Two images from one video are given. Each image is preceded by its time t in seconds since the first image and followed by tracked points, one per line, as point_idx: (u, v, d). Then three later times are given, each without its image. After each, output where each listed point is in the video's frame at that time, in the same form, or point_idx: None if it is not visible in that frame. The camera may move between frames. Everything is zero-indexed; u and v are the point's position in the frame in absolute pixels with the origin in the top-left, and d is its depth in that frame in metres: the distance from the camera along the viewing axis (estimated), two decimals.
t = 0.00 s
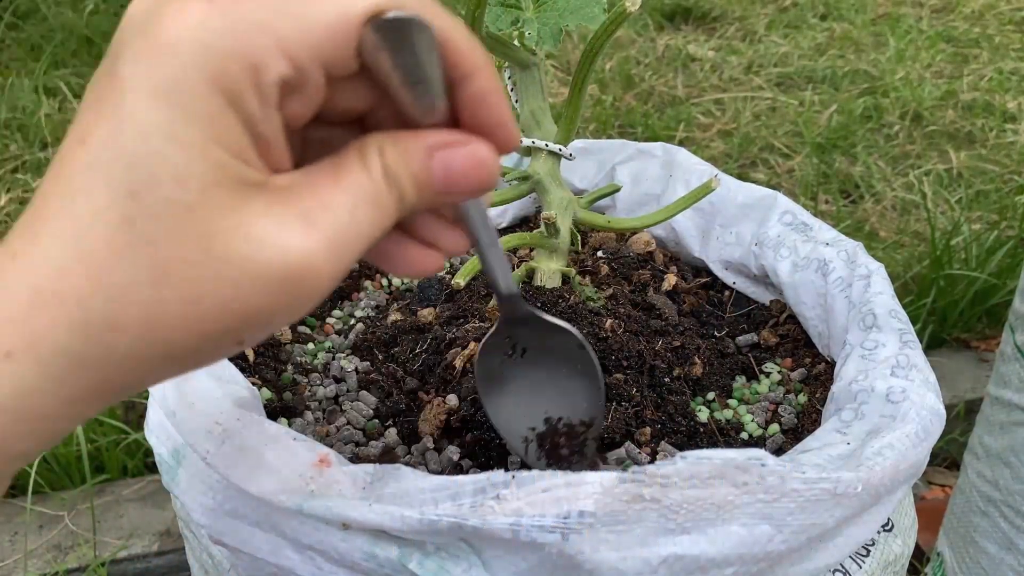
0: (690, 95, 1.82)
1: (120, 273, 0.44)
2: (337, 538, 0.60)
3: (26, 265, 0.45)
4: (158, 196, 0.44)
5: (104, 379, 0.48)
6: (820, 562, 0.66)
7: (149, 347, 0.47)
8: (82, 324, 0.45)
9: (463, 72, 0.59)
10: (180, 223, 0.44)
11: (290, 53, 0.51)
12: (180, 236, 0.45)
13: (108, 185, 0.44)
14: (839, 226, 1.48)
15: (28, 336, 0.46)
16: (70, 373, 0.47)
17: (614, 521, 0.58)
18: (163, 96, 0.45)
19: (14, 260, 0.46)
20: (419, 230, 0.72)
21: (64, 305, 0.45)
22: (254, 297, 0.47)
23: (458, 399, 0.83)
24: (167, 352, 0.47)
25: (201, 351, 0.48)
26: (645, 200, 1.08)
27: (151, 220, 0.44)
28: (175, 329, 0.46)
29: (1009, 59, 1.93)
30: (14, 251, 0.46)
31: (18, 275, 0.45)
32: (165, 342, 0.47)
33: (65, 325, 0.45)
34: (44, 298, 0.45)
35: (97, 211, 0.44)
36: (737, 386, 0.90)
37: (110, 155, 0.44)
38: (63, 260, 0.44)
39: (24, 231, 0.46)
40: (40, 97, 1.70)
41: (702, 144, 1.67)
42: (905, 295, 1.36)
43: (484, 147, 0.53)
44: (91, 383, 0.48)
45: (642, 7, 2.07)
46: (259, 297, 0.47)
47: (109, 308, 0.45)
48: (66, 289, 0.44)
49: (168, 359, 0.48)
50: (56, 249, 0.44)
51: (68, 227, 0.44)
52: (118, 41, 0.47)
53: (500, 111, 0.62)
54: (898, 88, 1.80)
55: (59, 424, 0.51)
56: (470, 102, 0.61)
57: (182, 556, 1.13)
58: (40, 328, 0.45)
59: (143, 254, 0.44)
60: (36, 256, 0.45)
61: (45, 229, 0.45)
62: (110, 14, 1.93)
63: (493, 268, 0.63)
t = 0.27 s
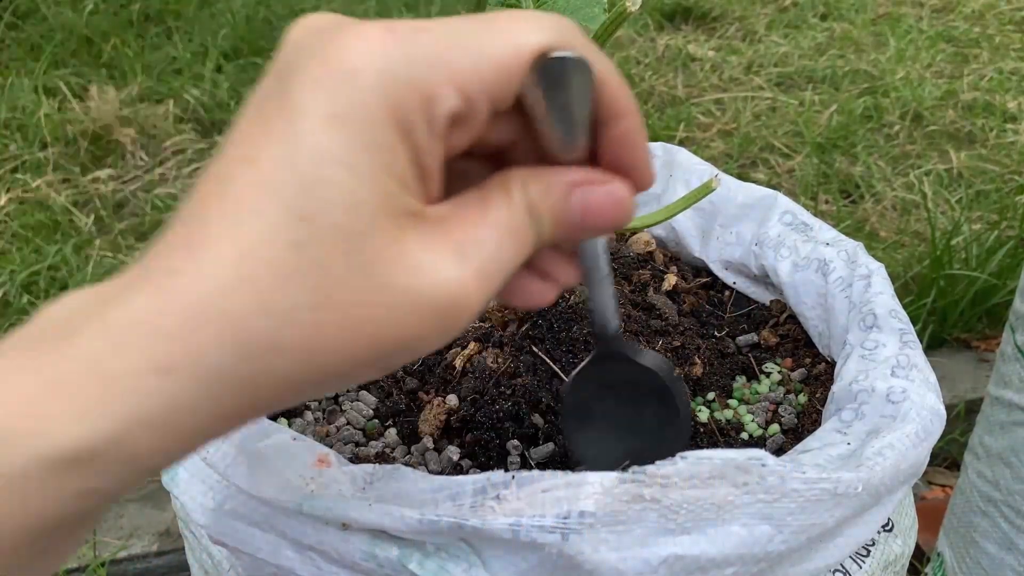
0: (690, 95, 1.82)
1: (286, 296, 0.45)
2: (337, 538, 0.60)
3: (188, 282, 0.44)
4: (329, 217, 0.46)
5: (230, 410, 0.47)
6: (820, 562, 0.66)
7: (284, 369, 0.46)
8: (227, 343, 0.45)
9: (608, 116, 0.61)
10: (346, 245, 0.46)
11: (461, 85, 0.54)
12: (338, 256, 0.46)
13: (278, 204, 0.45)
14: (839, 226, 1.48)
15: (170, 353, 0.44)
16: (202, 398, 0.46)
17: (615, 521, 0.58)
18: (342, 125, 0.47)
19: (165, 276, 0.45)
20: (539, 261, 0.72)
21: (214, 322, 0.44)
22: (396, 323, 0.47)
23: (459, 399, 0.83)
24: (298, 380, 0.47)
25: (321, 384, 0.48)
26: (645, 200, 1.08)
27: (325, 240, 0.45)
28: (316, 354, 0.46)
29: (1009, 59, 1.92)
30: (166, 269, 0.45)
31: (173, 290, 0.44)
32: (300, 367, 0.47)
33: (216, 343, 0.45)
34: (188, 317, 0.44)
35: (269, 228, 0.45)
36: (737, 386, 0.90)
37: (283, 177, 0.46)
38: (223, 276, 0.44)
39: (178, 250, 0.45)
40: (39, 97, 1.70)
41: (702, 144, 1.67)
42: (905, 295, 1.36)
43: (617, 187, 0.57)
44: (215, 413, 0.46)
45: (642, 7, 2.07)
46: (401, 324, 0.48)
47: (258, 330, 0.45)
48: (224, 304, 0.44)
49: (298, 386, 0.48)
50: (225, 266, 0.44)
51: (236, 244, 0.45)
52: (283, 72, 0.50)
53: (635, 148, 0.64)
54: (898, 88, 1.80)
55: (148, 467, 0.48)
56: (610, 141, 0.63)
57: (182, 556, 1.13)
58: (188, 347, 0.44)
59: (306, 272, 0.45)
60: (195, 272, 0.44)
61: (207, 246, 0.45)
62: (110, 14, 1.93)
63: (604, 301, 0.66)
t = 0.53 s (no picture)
0: (690, 95, 1.82)
1: (337, 312, 0.46)
2: (336, 538, 0.60)
3: (245, 303, 0.45)
4: (380, 234, 0.46)
5: (299, 421, 0.48)
6: (820, 562, 0.66)
7: (351, 379, 0.47)
8: (289, 361, 0.46)
9: (627, 102, 0.63)
10: (396, 261, 0.46)
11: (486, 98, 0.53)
12: (389, 274, 0.46)
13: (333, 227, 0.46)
14: (839, 227, 1.48)
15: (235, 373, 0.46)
16: (269, 413, 0.47)
17: (615, 521, 0.58)
18: (383, 143, 0.47)
19: (226, 299, 0.46)
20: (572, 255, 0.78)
21: (278, 344, 0.45)
22: (449, 328, 0.48)
23: (459, 399, 0.83)
24: (365, 386, 0.48)
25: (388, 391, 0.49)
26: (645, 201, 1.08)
27: (377, 257, 0.46)
28: (377, 363, 0.47)
29: (1009, 59, 1.92)
30: (223, 294, 0.46)
31: (233, 314, 0.46)
32: (363, 375, 0.48)
33: (281, 361, 0.46)
34: (255, 337, 0.45)
35: (320, 252, 0.45)
36: (737, 387, 0.89)
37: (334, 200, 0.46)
38: (280, 301, 0.45)
39: (236, 274, 0.46)
40: (39, 97, 1.70)
41: (702, 144, 1.67)
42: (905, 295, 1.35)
43: (651, 178, 0.56)
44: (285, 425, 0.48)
45: (642, 7, 2.07)
46: (454, 329, 0.48)
47: (318, 346, 0.46)
48: (284, 327, 0.45)
49: (366, 393, 0.49)
50: (282, 287, 0.45)
51: (293, 267, 0.45)
52: (314, 98, 0.50)
53: (662, 140, 0.67)
54: (898, 88, 1.79)
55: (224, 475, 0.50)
56: (634, 129, 0.65)
57: (182, 556, 1.13)
58: (255, 364, 0.46)
59: (361, 290, 0.46)
60: (254, 296, 0.45)
61: (263, 271, 0.46)
62: (110, 14, 1.93)
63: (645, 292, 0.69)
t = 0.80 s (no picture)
0: (690, 95, 1.82)
1: (156, 327, 0.44)
2: (337, 538, 0.60)
3: (149, 354, 0.43)
4: (293, 301, 0.48)
5: (183, 479, 0.47)
6: (820, 562, 0.66)
7: (238, 440, 0.48)
8: (193, 417, 0.45)
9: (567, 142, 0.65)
10: (297, 326, 0.49)
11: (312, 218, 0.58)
12: (288, 340, 0.48)
13: (246, 288, 0.46)
14: (839, 227, 1.48)
15: (132, 425, 0.43)
16: (152, 471, 0.45)
17: (615, 521, 0.58)
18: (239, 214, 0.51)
19: (119, 350, 0.43)
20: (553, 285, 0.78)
21: (186, 395, 0.44)
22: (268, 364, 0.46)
23: (459, 399, 0.83)
24: (252, 442, 0.49)
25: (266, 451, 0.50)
26: (645, 201, 1.09)
27: (284, 321, 0.47)
28: (198, 399, 0.45)
29: (1009, 59, 1.93)
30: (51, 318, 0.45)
31: (132, 363, 0.43)
32: (252, 433, 0.49)
33: (185, 416, 0.44)
34: (155, 391, 0.43)
35: (237, 309, 0.45)
36: (737, 386, 0.90)
37: (244, 268, 0.46)
38: (190, 354, 0.44)
39: (130, 325, 0.44)
40: (40, 97, 1.70)
41: (701, 144, 1.67)
42: (905, 295, 1.36)
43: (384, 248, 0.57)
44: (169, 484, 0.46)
45: (642, 8, 2.07)
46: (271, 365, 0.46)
47: (222, 404, 0.46)
48: (193, 380, 0.44)
49: (256, 449, 0.50)
50: (111, 305, 0.45)
51: (201, 325, 0.44)
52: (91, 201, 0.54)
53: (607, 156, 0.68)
54: (898, 88, 1.80)
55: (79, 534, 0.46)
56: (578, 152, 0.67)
57: (182, 556, 1.13)
58: (155, 418, 0.43)
59: (266, 353, 0.47)
60: (157, 348, 0.44)
61: (166, 324, 0.44)
62: (110, 14, 1.93)
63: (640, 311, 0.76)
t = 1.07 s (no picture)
0: (690, 95, 1.82)
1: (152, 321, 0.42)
2: (337, 538, 0.60)
3: (146, 337, 0.42)
4: (298, 300, 0.46)
5: (174, 496, 0.43)
6: (820, 562, 0.66)
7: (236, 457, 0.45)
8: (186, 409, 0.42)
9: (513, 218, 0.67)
10: (299, 332, 0.47)
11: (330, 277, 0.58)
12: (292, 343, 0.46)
13: (250, 280, 0.44)
14: (839, 226, 1.48)
15: (119, 410, 0.40)
16: (138, 474, 0.41)
17: (614, 521, 0.58)
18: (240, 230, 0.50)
19: (116, 334, 0.42)
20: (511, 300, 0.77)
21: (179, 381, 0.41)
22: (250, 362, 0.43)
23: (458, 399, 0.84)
24: (252, 462, 0.46)
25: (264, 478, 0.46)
26: (645, 200, 1.09)
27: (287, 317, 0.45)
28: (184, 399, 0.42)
29: (1009, 59, 1.93)
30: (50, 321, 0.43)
31: (126, 346, 0.41)
32: (252, 452, 0.46)
33: (177, 407, 0.41)
34: (146, 372, 0.41)
35: (242, 298, 0.43)
36: (737, 386, 0.90)
37: (250, 261, 0.45)
38: (188, 337, 0.42)
39: (129, 313, 0.43)
40: (39, 97, 1.70)
41: (701, 144, 1.67)
42: (904, 295, 1.36)
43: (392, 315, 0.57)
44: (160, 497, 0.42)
45: (641, 8, 2.07)
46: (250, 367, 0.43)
47: (219, 402, 0.43)
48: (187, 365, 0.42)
49: (255, 473, 0.46)
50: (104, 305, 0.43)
51: (202, 309, 0.43)
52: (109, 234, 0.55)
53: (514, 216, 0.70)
54: (898, 88, 1.80)
55: (57, 554, 0.42)
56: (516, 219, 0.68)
57: (182, 556, 1.13)
58: (144, 402, 0.41)
59: (270, 354, 0.45)
60: (154, 332, 0.42)
61: (165, 309, 0.43)
62: (111, 14, 1.93)
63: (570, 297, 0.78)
